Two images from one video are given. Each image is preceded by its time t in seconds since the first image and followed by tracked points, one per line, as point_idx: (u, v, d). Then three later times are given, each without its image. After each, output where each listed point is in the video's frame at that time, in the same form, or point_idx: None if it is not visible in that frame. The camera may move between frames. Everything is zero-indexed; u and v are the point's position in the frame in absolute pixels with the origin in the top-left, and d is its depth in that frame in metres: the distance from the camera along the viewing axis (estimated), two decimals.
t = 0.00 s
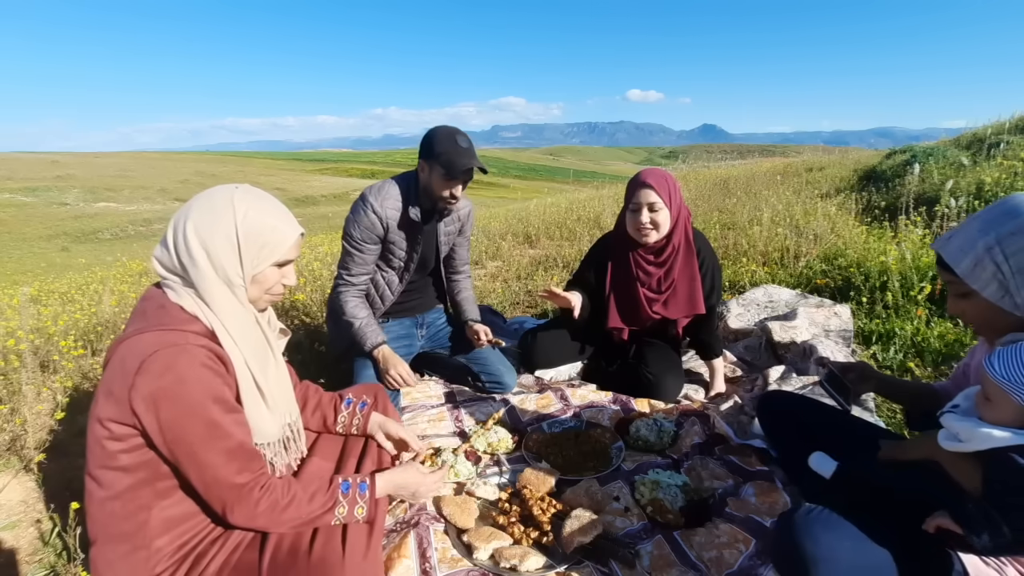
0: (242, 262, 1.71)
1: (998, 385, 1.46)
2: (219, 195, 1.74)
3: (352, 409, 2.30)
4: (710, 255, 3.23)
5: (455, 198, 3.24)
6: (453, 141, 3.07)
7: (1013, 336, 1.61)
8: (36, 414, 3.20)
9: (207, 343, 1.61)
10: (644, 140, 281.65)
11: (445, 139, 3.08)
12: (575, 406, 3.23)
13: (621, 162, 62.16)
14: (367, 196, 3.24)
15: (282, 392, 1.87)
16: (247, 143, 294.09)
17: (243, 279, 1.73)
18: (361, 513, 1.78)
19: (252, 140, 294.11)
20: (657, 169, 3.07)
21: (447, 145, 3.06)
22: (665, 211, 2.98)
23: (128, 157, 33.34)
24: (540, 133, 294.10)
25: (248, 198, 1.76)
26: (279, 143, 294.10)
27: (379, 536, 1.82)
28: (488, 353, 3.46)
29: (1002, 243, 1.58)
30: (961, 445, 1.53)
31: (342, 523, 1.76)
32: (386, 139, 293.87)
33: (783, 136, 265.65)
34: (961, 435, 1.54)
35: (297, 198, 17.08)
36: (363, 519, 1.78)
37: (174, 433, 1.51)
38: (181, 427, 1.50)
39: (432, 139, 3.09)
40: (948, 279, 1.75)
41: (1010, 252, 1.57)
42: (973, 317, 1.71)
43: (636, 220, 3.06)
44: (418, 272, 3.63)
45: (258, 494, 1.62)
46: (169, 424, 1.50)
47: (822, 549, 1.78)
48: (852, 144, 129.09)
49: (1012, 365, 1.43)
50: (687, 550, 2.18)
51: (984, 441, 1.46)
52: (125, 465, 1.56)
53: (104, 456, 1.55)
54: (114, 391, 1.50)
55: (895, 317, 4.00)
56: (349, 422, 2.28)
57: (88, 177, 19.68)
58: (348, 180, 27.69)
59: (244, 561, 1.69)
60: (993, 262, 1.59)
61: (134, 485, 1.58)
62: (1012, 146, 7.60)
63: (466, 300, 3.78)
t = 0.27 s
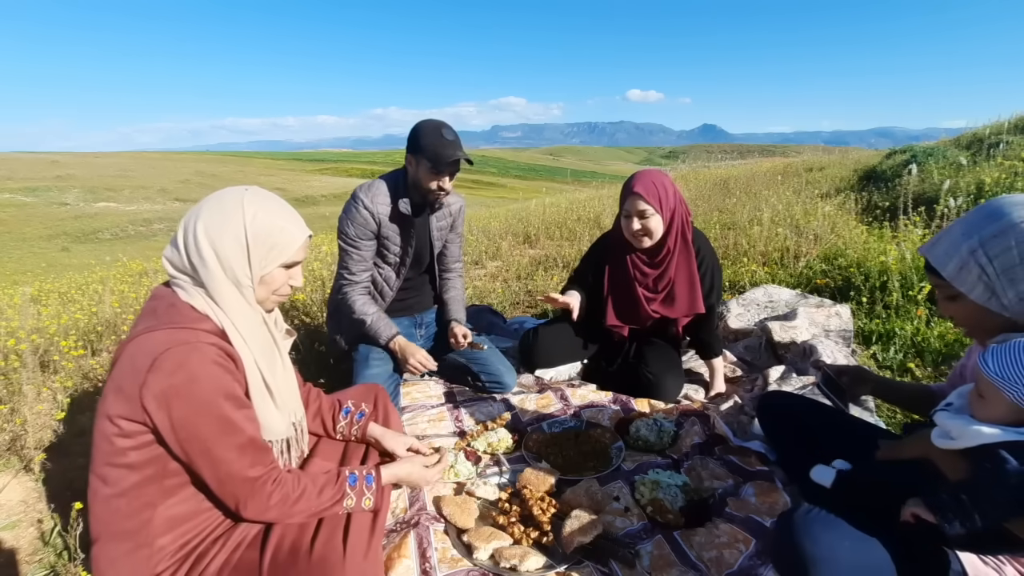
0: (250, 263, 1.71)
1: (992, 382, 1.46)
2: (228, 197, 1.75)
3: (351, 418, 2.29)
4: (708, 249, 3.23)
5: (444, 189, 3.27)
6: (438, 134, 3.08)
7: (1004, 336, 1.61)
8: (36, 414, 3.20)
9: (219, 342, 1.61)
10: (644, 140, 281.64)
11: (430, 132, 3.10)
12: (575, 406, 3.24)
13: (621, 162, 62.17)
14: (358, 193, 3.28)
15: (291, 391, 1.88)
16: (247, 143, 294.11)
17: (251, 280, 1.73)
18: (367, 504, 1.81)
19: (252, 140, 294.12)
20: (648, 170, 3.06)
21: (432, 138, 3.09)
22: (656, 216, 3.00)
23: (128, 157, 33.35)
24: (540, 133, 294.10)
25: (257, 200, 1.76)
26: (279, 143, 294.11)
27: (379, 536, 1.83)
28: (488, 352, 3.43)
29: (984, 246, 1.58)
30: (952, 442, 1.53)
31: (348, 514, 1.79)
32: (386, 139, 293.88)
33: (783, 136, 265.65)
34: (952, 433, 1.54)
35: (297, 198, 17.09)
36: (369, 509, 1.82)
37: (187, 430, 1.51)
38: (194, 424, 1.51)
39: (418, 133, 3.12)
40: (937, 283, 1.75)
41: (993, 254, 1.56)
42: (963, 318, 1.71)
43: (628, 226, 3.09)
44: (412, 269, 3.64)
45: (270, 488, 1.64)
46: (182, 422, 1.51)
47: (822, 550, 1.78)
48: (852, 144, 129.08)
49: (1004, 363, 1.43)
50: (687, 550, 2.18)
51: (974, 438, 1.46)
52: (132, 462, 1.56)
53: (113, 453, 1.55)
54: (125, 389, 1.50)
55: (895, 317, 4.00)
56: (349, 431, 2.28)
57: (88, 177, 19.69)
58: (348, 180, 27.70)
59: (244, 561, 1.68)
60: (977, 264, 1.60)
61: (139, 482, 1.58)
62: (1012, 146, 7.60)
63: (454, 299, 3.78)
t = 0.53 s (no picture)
0: (256, 260, 1.73)
1: (991, 384, 1.46)
2: (230, 196, 1.77)
3: (352, 418, 2.29)
4: (708, 247, 3.23)
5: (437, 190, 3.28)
6: (429, 135, 3.11)
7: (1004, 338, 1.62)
8: (36, 414, 3.20)
9: (229, 339, 1.62)
10: (644, 140, 281.63)
11: (423, 134, 3.12)
12: (575, 406, 3.24)
13: (621, 162, 62.17)
14: (351, 193, 3.30)
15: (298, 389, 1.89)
16: (247, 143, 294.10)
17: (257, 278, 1.74)
18: (367, 502, 1.81)
19: (253, 140, 294.12)
20: (648, 170, 3.06)
21: (425, 140, 3.10)
22: (655, 217, 3.00)
23: (128, 157, 33.35)
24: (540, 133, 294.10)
25: (258, 198, 1.78)
26: (279, 143, 294.10)
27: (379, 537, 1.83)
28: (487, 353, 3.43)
29: (981, 247, 1.58)
30: (953, 446, 1.54)
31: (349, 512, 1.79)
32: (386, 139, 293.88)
33: (783, 136, 265.64)
34: (952, 437, 1.55)
35: (297, 198, 17.09)
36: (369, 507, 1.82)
37: (194, 427, 1.51)
38: (202, 422, 1.51)
39: (410, 134, 3.14)
40: (934, 285, 1.76)
41: (991, 256, 1.56)
42: (962, 319, 1.71)
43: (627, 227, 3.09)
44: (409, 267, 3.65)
45: (271, 489, 1.63)
46: (189, 419, 1.51)
47: (821, 549, 1.77)
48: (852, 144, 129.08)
49: (1004, 365, 1.42)
50: (687, 550, 2.18)
51: (975, 443, 1.47)
52: (138, 459, 1.56)
53: (120, 450, 1.55)
54: (134, 384, 1.50)
55: (895, 317, 4.00)
56: (350, 431, 2.28)
57: (88, 177, 19.69)
58: (348, 180, 27.69)
59: (245, 561, 1.68)
60: (976, 266, 1.60)
61: (145, 480, 1.59)
62: (1012, 146, 7.59)
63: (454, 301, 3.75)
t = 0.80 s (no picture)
0: (257, 258, 1.74)
1: (997, 384, 1.44)
2: (228, 196, 1.78)
3: (352, 418, 2.30)
4: (708, 251, 3.21)
5: (438, 185, 3.28)
6: (429, 131, 3.10)
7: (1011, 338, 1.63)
8: (36, 414, 3.20)
9: (234, 336, 1.62)
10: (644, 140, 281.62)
11: (422, 129, 3.12)
12: (575, 406, 3.24)
13: (621, 162, 62.18)
14: (352, 192, 3.30)
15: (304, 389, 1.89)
16: (247, 143, 294.09)
17: (259, 274, 1.75)
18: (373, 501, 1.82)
19: (253, 140, 294.12)
20: (648, 175, 3.01)
21: (423, 135, 3.10)
22: (656, 224, 2.96)
23: (128, 157, 33.35)
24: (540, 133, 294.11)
25: (256, 197, 1.79)
26: (279, 143, 294.11)
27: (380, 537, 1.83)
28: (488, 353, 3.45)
29: (994, 247, 1.58)
30: (959, 449, 1.53)
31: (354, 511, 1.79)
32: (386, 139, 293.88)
33: (783, 136, 265.65)
34: (958, 440, 1.54)
35: (297, 198, 17.09)
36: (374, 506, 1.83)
37: (199, 424, 1.51)
38: (207, 418, 1.51)
39: (409, 130, 3.14)
40: (943, 283, 1.76)
41: (1002, 254, 1.56)
42: (970, 320, 1.72)
43: (627, 234, 3.05)
44: (409, 267, 3.65)
45: (275, 486, 1.63)
46: (195, 415, 1.51)
47: (821, 549, 1.77)
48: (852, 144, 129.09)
49: (1010, 364, 1.41)
50: (687, 550, 2.18)
51: (980, 446, 1.46)
52: (142, 458, 1.56)
53: (124, 448, 1.55)
54: (140, 381, 1.50)
55: (895, 317, 4.00)
56: (349, 430, 2.29)
57: (88, 177, 19.69)
58: (348, 180, 27.69)
59: (245, 560, 1.68)
60: (987, 265, 1.59)
61: (148, 479, 1.59)
62: (1012, 146, 7.60)
63: (454, 301, 3.77)
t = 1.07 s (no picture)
0: (263, 259, 1.72)
1: (1004, 385, 1.44)
2: (238, 197, 1.77)
3: (351, 414, 2.30)
4: (704, 263, 3.18)
5: (438, 184, 3.27)
6: (429, 130, 3.11)
7: (1016, 336, 1.64)
8: (36, 414, 3.21)
9: (239, 337, 1.62)
10: (644, 140, 281.65)
11: (423, 129, 3.13)
12: (575, 406, 3.24)
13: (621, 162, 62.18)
14: (355, 192, 3.30)
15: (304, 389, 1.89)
16: (247, 143, 294.10)
17: (264, 276, 1.73)
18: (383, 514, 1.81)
19: (253, 140, 294.13)
20: (639, 192, 2.93)
21: (424, 134, 3.10)
22: (651, 242, 2.89)
23: (129, 157, 33.35)
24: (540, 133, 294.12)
25: (265, 199, 1.77)
26: (279, 143, 294.12)
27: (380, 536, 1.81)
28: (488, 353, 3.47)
29: (1009, 244, 1.58)
30: (962, 451, 1.53)
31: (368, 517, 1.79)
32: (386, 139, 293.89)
33: (783, 136, 265.67)
34: (960, 442, 1.54)
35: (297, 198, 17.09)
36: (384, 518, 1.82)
37: (207, 422, 1.52)
38: (215, 417, 1.51)
39: (409, 130, 3.15)
40: (952, 280, 1.75)
41: (1017, 253, 1.56)
42: (979, 319, 1.71)
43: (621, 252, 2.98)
44: (411, 268, 3.65)
45: (285, 485, 1.64)
46: (202, 414, 1.51)
47: (821, 550, 1.78)
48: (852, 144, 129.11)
49: (1017, 365, 1.41)
50: (687, 550, 2.18)
51: (985, 448, 1.46)
52: (144, 457, 1.56)
53: (126, 447, 1.54)
54: (145, 382, 1.50)
55: (895, 317, 4.00)
56: (348, 426, 2.29)
57: (88, 177, 19.69)
58: (348, 180, 27.69)
59: (245, 560, 1.67)
60: (1000, 262, 1.59)
61: (150, 477, 1.59)
62: (1012, 146, 7.60)
63: (454, 302, 3.77)
